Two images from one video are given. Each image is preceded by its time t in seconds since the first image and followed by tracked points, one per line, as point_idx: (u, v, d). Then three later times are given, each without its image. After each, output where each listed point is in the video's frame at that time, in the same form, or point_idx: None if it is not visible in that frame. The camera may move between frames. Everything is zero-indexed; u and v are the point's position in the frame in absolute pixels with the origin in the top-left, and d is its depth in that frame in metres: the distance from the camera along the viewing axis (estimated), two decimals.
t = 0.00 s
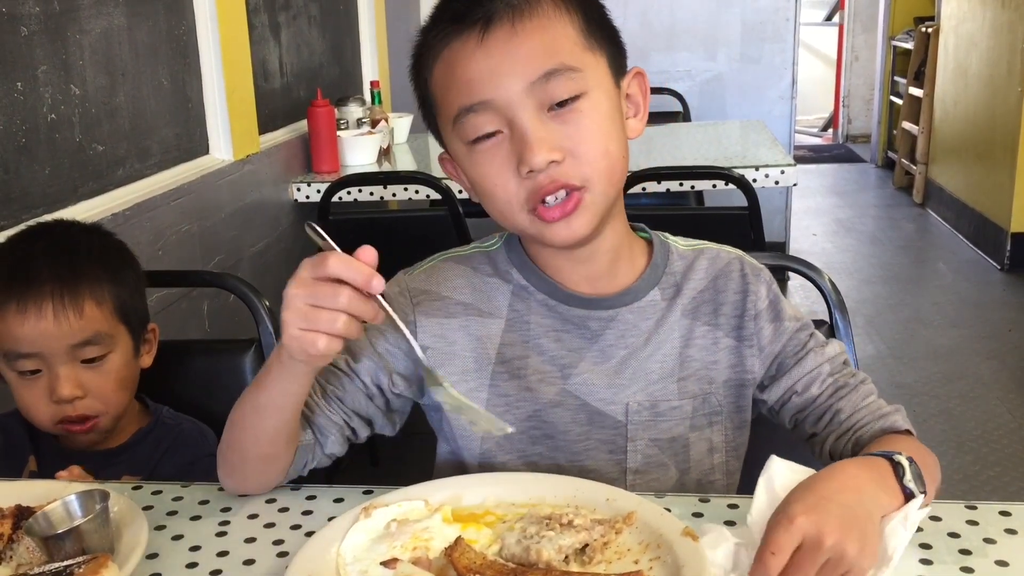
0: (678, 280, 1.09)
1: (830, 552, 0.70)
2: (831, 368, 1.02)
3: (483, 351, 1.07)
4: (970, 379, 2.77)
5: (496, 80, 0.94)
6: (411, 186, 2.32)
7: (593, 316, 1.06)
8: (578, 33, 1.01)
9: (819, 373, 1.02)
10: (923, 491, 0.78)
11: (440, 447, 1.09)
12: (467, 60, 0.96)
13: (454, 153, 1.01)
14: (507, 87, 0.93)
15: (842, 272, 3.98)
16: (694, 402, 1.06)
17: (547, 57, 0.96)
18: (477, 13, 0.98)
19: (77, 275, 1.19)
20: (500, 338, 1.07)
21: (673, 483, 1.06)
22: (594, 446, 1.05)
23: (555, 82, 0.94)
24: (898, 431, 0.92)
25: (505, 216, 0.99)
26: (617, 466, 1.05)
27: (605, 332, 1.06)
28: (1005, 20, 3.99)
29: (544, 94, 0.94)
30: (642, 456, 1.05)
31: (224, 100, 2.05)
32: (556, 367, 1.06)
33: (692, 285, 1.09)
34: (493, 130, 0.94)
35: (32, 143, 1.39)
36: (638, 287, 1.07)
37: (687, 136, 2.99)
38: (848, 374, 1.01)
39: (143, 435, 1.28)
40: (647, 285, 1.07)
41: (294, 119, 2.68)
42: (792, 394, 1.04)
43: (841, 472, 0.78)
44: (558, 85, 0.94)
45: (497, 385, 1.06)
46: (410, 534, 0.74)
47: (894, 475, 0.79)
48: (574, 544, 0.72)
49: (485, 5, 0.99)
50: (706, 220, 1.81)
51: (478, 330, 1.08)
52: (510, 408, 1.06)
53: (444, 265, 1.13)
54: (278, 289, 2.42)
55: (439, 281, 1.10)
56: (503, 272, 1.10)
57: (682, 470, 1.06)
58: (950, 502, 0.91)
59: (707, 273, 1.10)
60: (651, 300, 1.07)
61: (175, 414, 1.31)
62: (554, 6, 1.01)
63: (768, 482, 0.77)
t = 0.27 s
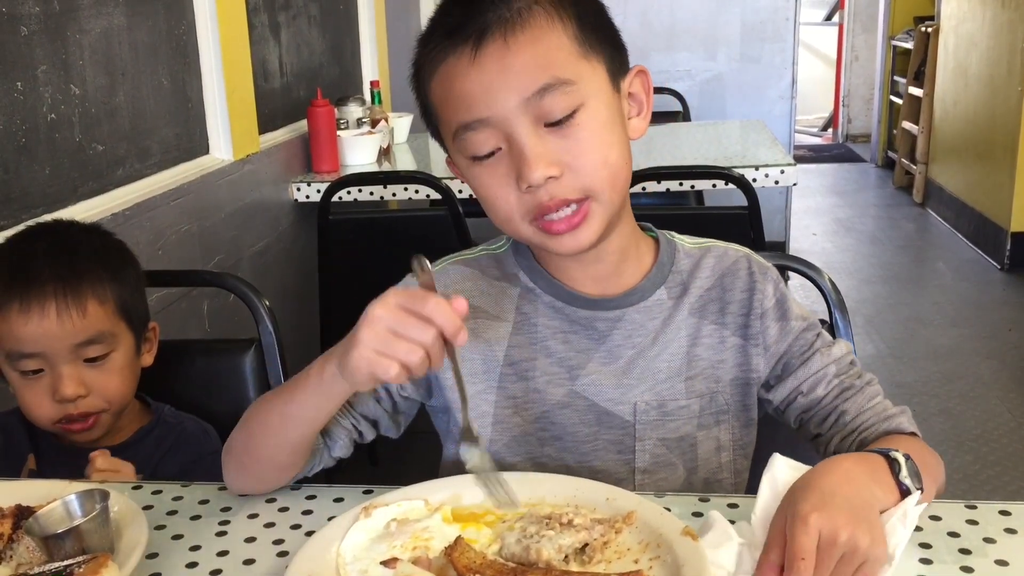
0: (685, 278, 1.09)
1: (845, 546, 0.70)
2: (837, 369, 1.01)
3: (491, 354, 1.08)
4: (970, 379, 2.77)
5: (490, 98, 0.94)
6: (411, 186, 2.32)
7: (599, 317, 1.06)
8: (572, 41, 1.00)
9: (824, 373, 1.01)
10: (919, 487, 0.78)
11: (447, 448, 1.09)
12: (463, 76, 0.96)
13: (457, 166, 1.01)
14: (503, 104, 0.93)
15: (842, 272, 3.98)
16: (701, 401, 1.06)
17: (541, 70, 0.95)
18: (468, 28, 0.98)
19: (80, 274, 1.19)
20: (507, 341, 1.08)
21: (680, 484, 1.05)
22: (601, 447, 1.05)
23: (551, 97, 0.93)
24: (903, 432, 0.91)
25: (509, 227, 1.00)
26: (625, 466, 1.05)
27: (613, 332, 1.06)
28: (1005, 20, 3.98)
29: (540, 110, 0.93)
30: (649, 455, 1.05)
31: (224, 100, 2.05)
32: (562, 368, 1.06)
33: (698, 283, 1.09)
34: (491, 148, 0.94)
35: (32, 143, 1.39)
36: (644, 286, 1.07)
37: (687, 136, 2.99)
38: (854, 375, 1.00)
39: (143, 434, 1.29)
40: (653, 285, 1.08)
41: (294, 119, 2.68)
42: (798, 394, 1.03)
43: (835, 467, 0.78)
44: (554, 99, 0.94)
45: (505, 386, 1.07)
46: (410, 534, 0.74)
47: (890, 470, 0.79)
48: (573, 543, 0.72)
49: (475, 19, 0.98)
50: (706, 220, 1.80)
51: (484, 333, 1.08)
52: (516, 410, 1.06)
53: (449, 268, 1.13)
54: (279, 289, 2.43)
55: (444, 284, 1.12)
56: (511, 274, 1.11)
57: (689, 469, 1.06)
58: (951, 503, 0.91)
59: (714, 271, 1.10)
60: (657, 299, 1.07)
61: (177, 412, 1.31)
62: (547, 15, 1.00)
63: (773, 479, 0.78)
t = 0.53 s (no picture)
0: (683, 279, 1.09)
1: (827, 536, 0.71)
2: (840, 371, 1.01)
3: (485, 356, 1.08)
4: (971, 378, 2.77)
5: (511, 74, 0.94)
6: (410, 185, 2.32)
7: (593, 318, 1.06)
8: (596, 33, 1.00)
9: (827, 376, 1.01)
10: (915, 488, 0.78)
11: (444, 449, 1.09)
12: (484, 54, 0.96)
13: (464, 146, 1.01)
14: (522, 84, 0.93)
15: (842, 271, 3.98)
16: (697, 402, 1.06)
17: (563, 54, 0.96)
18: (495, 5, 0.98)
19: (81, 274, 1.19)
20: (501, 344, 1.08)
21: (675, 485, 1.05)
22: (595, 448, 1.05)
23: (570, 82, 0.94)
24: (906, 432, 0.92)
25: (510, 212, 0.99)
26: (619, 467, 1.06)
27: (605, 333, 1.06)
28: (1006, 19, 3.97)
29: (558, 93, 0.93)
30: (643, 457, 1.05)
31: (224, 99, 2.05)
32: (556, 370, 1.06)
33: (697, 284, 1.09)
34: (505, 127, 0.94)
35: (32, 142, 1.39)
36: (641, 286, 1.07)
37: (687, 136, 2.99)
38: (858, 377, 1.00)
39: (144, 432, 1.28)
40: (649, 285, 1.08)
41: (294, 118, 2.68)
42: (800, 397, 1.03)
43: (828, 464, 0.78)
44: (573, 84, 0.94)
45: (499, 388, 1.07)
46: (410, 533, 0.74)
47: (886, 469, 0.79)
48: (574, 543, 0.72)
49: None
50: (706, 219, 1.80)
51: (481, 337, 1.09)
52: (510, 413, 1.06)
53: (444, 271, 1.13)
54: (279, 288, 2.43)
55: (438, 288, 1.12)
56: (505, 279, 1.11)
57: (684, 471, 1.06)
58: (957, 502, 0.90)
59: (713, 272, 1.10)
60: (653, 300, 1.07)
61: (177, 410, 1.31)
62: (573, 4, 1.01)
63: (768, 478, 0.77)
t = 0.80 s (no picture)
0: (686, 275, 1.09)
1: (816, 549, 0.71)
2: (835, 362, 1.00)
3: (494, 354, 1.08)
4: (971, 376, 2.77)
5: (522, 88, 0.94)
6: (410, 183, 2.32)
7: (600, 312, 1.06)
8: (608, 44, 1.00)
9: (822, 367, 1.01)
10: (908, 490, 0.77)
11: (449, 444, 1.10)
12: (495, 64, 0.96)
13: (472, 150, 1.01)
14: (532, 98, 0.93)
15: (842, 269, 3.98)
16: (703, 395, 1.06)
17: (575, 69, 0.95)
18: (507, 14, 0.98)
19: (82, 273, 1.19)
20: (511, 340, 1.08)
21: (683, 479, 1.05)
22: (604, 440, 1.05)
23: (581, 98, 0.93)
24: (902, 425, 0.91)
25: (516, 219, 0.99)
26: (628, 459, 1.05)
27: (613, 327, 1.06)
28: (1006, 17, 3.97)
29: (568, 110, 0.93)
30: (652, 448, 1.05)
31: (224, 97, 2.05)
32: (564, 363, 1.06)
33: (700, 279, 1.09)
34: (513, 138, 0.94)
35: (32, 140, 1.39)
36: (644, 281, 1.07)
37: (688, 134, 2.99)
38: (853, 369, 0.99)
39: (144, 431, 1.28)
40: (654, 280, 1.07)
41: (295, 116, 2.68)
42: (797, 388, 1.02)
43: (819, 472, 0.78)
44: (583, 100, 0.93)
45: (507, 384, 1.07)
46: (410, 531, 0.74)
47: (877, 473, 0.79)
48: (574, 541, 0.72)
49: (517, 7, 0.98)
50: (707, 217, 1.80)
51: (488, 334, 1.08)
52: (520, 406, 1.06)
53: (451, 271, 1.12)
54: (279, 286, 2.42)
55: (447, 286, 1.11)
56: (513, 274, 1.11)
57: (691, 462, 1.06)
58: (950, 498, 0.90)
59: (714, 268, 1.10)
60: (658, 295, 1.07)
61: (177, 409, 1.31)
62: (588, 16, 1.00)
63: (761, 473, 0.78)
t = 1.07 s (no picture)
0: (699, 267, 1.09)
1: (826, 545, 0.70)
2: (844, 358, 0.99)
3: (507, 346, 1.07)
4: (976, 371, 2.77)
5: (542, 93, 0.93)
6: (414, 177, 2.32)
7: (615, 304, 1.06)
8: (629, 48, 0.99)
9: (831, 362, 1.00)
10: (919, 484, 0.77)
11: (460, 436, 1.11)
12: (515, 66, 0.95)
13: (489, 150, 1.01)
14: (552, 102, 0.92)
15: (847, 263, 3.97)
16: (717, 388, 1.06)
17: (596, 74, 0.95)
18: (528, 15, 0.97)
19: (83, 276, 1.19)
20: (524, 334, 1.07)
21: (698, 473, 1.07)
22: (619, 435, 1.06)
23: (602, 104, 0.92)
24: (909, 422, 0.90)
25: (533, 219, 0.99)
26: (643, 454, 1.06)
27: (627, 320, 1.06)
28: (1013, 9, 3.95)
29: (589, 115, 0.92)
30: (667, 442, 1.06)
31: (228, 92, 2.04)
32: (580, 356, 1.06)
33: (712, 273, 1.09)
34: (532, 142, 0.93)
35: (36, 135, 1.39)
36: (656, 275, 1.07)
37: (693, 127, 2.98)
38: (862, 364, 0.98)
39: (145, 427, 1.28)
40: (667, 273, 1.07)
41: (299, 110, 2.67)
42: (805, 382, 1.02)
43: (829, 467, 0.78)
44: (604, 106, 0.93)
45: (522, 378, 1.07)
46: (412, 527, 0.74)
47: (889, 468, 0.79)
48: (577, 536, 0.72)
49: (538, 9, 0.97)
50: (712, 211, 1.80)
51: (500, 327, 1.07)
52: (530, 401, 1.07)
53: (465, 264, 1.10)
54: (283, 280, 2.42)
55: (462, 278, 1.09)
56: (526, 268, 1.09)
57: (705, 457, 1.07)
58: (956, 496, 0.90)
59: (726, 261, 1.10)
60: (672, 286, 1.07)
61: (179, 405, 1.31)
62: (610, 19, 0.99)
63: (771, 467, 0.78)
